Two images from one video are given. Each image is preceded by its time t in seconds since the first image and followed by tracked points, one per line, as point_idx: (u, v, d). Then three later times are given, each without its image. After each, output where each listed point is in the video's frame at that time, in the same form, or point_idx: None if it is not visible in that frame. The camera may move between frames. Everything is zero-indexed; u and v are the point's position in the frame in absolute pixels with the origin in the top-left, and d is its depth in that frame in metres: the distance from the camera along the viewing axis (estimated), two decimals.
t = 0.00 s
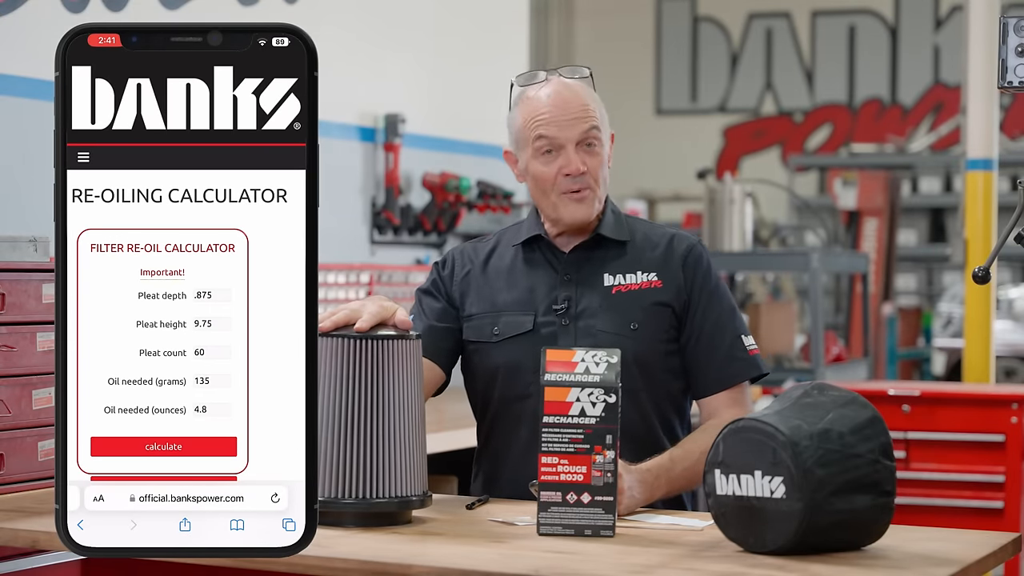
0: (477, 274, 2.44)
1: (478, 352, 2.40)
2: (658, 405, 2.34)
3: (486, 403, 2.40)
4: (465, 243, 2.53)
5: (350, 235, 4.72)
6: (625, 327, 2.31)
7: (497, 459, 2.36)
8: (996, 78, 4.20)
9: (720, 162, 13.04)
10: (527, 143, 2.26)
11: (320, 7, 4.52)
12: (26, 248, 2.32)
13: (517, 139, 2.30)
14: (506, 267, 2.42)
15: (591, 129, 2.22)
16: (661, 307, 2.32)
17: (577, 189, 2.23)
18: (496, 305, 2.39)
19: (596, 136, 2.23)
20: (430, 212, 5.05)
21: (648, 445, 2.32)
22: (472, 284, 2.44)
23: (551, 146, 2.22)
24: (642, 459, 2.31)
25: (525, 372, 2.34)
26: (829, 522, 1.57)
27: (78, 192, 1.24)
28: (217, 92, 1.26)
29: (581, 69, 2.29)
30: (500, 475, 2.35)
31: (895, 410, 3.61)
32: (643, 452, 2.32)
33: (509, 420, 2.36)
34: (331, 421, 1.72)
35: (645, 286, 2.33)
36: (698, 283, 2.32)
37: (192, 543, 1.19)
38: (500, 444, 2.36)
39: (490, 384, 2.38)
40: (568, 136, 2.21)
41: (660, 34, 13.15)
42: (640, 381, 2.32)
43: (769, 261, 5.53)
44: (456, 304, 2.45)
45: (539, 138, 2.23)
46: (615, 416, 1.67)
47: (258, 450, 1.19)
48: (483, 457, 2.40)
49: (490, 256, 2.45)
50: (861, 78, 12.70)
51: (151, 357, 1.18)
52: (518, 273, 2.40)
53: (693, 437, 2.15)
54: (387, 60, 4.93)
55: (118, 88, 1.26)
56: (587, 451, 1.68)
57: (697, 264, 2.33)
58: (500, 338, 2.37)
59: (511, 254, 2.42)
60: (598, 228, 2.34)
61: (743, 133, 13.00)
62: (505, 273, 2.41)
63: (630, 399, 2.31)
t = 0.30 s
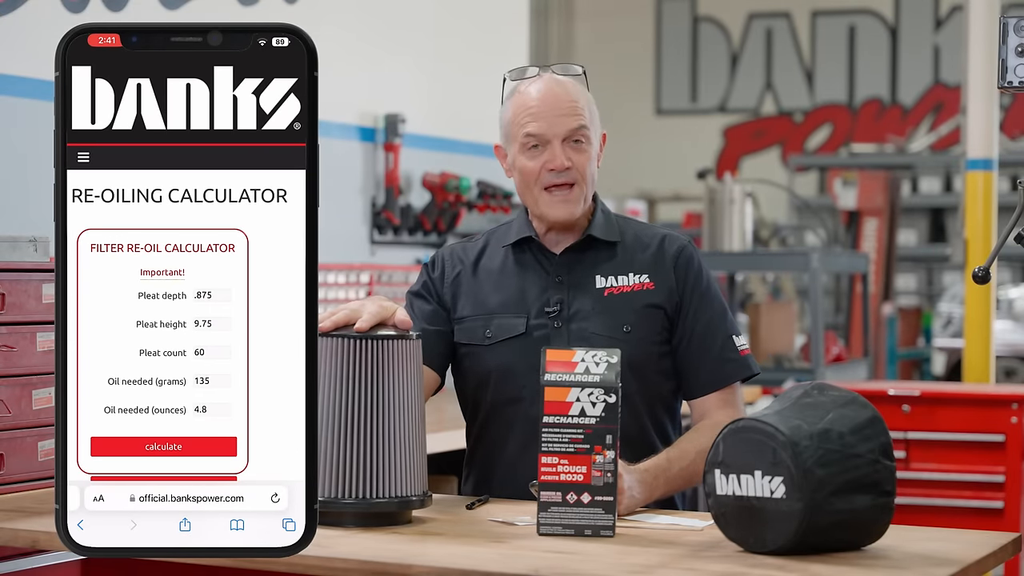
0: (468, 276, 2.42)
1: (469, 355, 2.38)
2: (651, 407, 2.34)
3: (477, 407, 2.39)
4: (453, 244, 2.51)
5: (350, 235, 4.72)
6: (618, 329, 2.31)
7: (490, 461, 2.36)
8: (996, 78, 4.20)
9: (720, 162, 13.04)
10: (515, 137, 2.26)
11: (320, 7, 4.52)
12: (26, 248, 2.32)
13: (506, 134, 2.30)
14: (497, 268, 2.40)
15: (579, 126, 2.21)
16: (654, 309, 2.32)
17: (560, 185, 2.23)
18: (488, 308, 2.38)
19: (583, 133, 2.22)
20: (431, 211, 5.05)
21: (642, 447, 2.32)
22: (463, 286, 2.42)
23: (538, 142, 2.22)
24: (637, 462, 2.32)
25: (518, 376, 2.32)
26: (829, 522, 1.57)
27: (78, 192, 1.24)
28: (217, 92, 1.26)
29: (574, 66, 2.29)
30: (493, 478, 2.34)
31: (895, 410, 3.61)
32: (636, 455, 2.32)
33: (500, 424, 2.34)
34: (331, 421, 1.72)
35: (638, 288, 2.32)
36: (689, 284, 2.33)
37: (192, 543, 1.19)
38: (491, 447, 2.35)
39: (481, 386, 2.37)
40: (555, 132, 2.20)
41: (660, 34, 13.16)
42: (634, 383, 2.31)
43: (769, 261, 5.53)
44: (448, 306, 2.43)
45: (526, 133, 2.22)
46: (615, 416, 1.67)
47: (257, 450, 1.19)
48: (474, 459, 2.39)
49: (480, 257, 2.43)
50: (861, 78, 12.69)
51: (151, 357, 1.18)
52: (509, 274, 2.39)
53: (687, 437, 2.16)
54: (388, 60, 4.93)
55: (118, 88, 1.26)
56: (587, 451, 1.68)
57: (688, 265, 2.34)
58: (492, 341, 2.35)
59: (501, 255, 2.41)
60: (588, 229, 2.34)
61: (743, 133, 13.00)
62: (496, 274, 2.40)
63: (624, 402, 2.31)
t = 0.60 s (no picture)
0: (465, 276, 2.42)
1: (467, 355, 2.38)
2: (650, 405, 2.34)
3: (475, 407, 2.39)
4: (449, 246, 2.51)
5: (350, 235, 4.72)
6: (615, 326, 2.31)
7: (488, 460, 2.35)
8: (996, 78, 4.20)
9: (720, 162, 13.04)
10: (504, 143, 2.23)
11: (320, 7, 4.52)
12: (26, 248, 2.33)
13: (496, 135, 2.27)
14: (494, 269, 2.40)
15: (568, 135, 2.18)
16: (651, 306, 2.32)
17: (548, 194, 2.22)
18: (485, 307, 2.37)
19: (572, 142, 2.19)
20: (431, 211, 5.05)
21: (641, 445, 2.32)
22: (460, 287, 2.42)
23: (526, 152, 2.19)
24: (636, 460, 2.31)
25: (516, 374, 2.32)
26: (829, 523, 1.57)
27: (78, 192, 1.24)
28: (217, 92, 1.26)
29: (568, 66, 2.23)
30: (492, 477, 2.34)
31: (895, 410, 3.61)
32: (635, 452, 2.32)
33: (498, 423, 2.34)
34: (331, 421, 1.72)
35: (634, 285, 2.32)
36: (686, 281, 2.32)
37: (192, 543, 1.19)
38: (489, 446, 2.35)
39: (479, 386, 2.37)
40: (542, 143, 2.17)
41: (660, 34, 13.16)
42: (631, 380, 2.31)
43: (769, 261, 5.53)
44: (445, 306, 2.42)
45: (514, 143, 2.19)
46: (615, 416, 1.67)
47: (258, 450, 1.19)
48: (473, 459, 2.38)
49: (476, 258, 2.43)
50: (861, 78, 12.70)
51: (151, 357, 1.18)
52: (505, 274, 2.39)
53: (686, 435, 2.16)
54: (388, 60, 4.93)
55: (118, 88, 1.26)
56: (587, 451, 1.68)
57: (685, 262, 2.33)
58: (490, 339, 2.35)
59: (497, 256, 2.41)
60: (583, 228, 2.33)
61: (743, 133, 13.00)
62: (492, 275, 2.40)
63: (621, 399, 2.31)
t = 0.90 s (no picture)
0: (467, 277, 2.42)
1: (468, 355, 2.38)
2: (651, 404, 2.34)
3: (477, 406, 2.39)
4: (452, 247, 2.50)
5: (351, 235, 4.72)
6: (615, 325, 2.31)
7: (489, 459, 2.35)
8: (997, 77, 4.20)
9: (720, 161, 13.03)
10: (502, 150, 2.22)
11: (321, 7, 4.52)
12: (26, 248, 2.33)
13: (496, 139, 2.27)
14: (495, 270, 2.39)
15: (564, 143, 2.17)
16: (652, 305, 2.32)
17: (546, 201, 2.22)
18: (486, 307, 2.37)
19: (569, 149, 2.18)
20: (431, 211, 5.06)
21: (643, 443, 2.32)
22: (462, 287, 2.41)
23: (523, 160, 2.19)
24: (639, 459, 2.31)
25: (517, 373, 2.32)
26: (828, 523, 1.57)
27: (78, 192, 1.24)
28: (217, 91, 1.26)
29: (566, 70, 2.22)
30: (493, 477, 2.34)
31: (895, 410, 3.61)
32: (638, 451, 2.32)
33: (500, 423, 2.34)
34: (331, 421, 1.72)
35: (635, 284, 2.32)
36: (688, 280, 2.32)
37: (192, 543, 1.19)
38: (491, 446, 2.35)
39: (481, 386, 2.37)
40: (539, 151, 2.17)
41: (660, 34, 13.16)
42: (633, 379, 2.31)
43: (769, 261, 5.53)
44: (447, 306, 2.42)
45: (512, 150, 2.19)
46: (615, 416, 1.67)
47: (257, 450, 1.19)
48: (475, 458, 2.39)
49: (478, 258, 2.43)
50: (861, 78, 12.70)
51: (151, 357, 1.18)
52: (507, 275, 2.38)
53: (687, 434, 2.16)
54: (387, 59, 4.92)
55: (118, 88, 1.26)
56: (587, 451, 1.68)
57: (687, 261, 2.33)
58: (492, 339, 2.35)
59: (499, 256, 2.40)
60: (585, 228, 2.33)
61: (743, 133, 13.00)
62: (493, 275, 2.39)
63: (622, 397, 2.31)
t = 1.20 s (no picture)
0: (472, 275, 2.41)
1: (472, 353, 2.37)
2: (654, 405, 2.34)
3: (480, 404, 2.38)
4: (459, 244, 2.50)
5: (351, 235, 4.72)
6: (620, 326, 2.31)
7: (491, 458, 2.35)
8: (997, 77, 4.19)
9: (720, 162, 13.04)
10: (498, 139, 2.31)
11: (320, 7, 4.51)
12: (26, 248, 2.33)
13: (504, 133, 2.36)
14: (502, 268, 2.39)
15: (538, 129, 2.22)
16: (657, 307, 2.32)
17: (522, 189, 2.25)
18: (491, 306, 2.37)
19: (543, 136, 2.22)
20: (431, 211, 5.06)
21: (646, 445, 2.32)
22: (467, 285, 2.41)
23: (505, 146, 2.26)
24: (639, 460, 2.31)
25: (521, 372, 2.32)
26: (828, 523, 1.57)
27: (78, 192, 1.24)
28: (217, 92, 1.26)
29: (564, 66, 2.28)
30: (495, 476, 2.34)
31: (895, 410, 3.61)
32: (640, 453, 2.31)
33: (503, 422, 2.34)
34: (331, 420, 1.72)
35: (641, 286, 2.32)
36: (694, 282, 2.32)
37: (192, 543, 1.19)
38: (493, 444, 2.35)
39: (484, 384, 2.36)
40: (514, 135, 2.24)
41: (660, 34, 13.16)
42: (636, 380, 2.31)
43: (769, 262, 5.53)
44: (452, 305, 2.41)
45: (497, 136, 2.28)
46: (615, 416, 1.67)
47: (257, 450, 1.19)
48: (477, 457, 2.38)
49: (484, 256, 2.42)
50: (861, 78, 12.69)
51: (151, 357, 1.18)
52: (513, 274, 2.38)
53: (689, 436, 2.15)
54: (387, 58, 4.91)
55: (118, 88, 1.26)
56: (587, 451, 1.68)
57: (693, 263, 2.33)
58: (496, 338, 2.34)
59: (505, 255, 2.40)
60: (591, 228, 2.34)
61: (743, 133, 13.00)
62: (499, 274, 2.39)
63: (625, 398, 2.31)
